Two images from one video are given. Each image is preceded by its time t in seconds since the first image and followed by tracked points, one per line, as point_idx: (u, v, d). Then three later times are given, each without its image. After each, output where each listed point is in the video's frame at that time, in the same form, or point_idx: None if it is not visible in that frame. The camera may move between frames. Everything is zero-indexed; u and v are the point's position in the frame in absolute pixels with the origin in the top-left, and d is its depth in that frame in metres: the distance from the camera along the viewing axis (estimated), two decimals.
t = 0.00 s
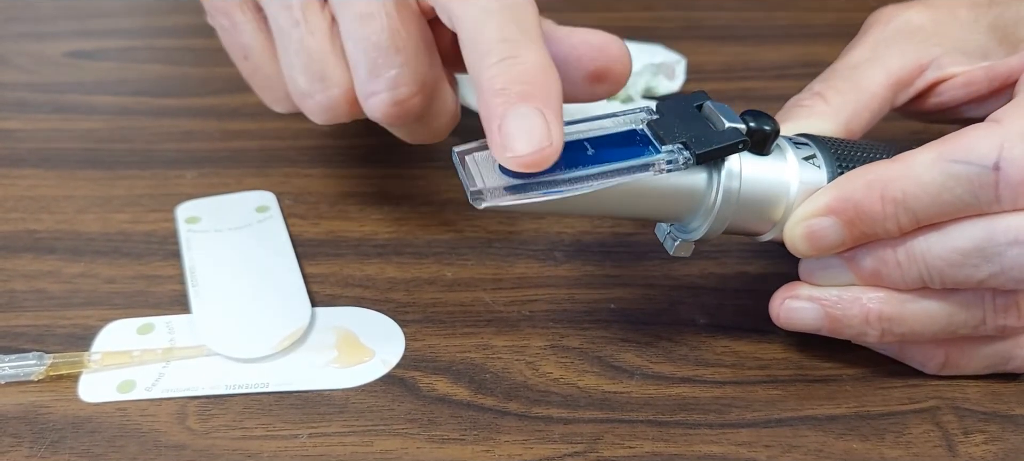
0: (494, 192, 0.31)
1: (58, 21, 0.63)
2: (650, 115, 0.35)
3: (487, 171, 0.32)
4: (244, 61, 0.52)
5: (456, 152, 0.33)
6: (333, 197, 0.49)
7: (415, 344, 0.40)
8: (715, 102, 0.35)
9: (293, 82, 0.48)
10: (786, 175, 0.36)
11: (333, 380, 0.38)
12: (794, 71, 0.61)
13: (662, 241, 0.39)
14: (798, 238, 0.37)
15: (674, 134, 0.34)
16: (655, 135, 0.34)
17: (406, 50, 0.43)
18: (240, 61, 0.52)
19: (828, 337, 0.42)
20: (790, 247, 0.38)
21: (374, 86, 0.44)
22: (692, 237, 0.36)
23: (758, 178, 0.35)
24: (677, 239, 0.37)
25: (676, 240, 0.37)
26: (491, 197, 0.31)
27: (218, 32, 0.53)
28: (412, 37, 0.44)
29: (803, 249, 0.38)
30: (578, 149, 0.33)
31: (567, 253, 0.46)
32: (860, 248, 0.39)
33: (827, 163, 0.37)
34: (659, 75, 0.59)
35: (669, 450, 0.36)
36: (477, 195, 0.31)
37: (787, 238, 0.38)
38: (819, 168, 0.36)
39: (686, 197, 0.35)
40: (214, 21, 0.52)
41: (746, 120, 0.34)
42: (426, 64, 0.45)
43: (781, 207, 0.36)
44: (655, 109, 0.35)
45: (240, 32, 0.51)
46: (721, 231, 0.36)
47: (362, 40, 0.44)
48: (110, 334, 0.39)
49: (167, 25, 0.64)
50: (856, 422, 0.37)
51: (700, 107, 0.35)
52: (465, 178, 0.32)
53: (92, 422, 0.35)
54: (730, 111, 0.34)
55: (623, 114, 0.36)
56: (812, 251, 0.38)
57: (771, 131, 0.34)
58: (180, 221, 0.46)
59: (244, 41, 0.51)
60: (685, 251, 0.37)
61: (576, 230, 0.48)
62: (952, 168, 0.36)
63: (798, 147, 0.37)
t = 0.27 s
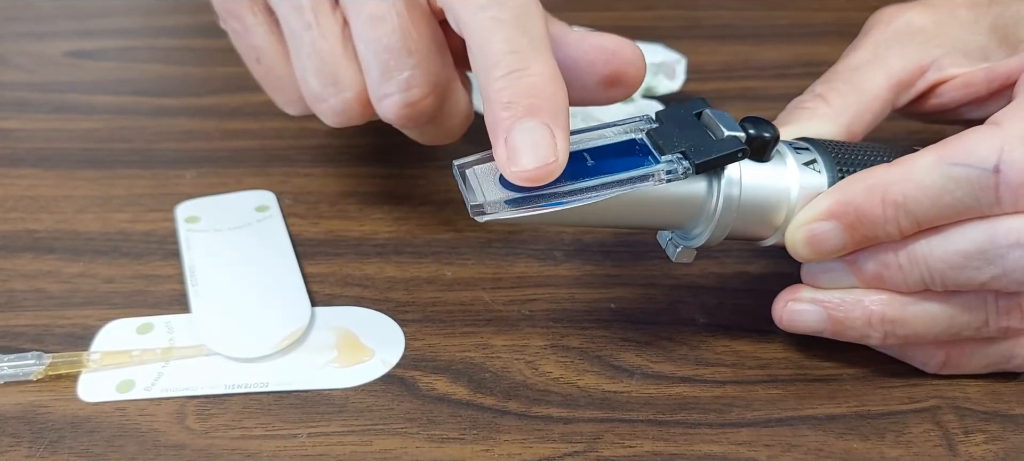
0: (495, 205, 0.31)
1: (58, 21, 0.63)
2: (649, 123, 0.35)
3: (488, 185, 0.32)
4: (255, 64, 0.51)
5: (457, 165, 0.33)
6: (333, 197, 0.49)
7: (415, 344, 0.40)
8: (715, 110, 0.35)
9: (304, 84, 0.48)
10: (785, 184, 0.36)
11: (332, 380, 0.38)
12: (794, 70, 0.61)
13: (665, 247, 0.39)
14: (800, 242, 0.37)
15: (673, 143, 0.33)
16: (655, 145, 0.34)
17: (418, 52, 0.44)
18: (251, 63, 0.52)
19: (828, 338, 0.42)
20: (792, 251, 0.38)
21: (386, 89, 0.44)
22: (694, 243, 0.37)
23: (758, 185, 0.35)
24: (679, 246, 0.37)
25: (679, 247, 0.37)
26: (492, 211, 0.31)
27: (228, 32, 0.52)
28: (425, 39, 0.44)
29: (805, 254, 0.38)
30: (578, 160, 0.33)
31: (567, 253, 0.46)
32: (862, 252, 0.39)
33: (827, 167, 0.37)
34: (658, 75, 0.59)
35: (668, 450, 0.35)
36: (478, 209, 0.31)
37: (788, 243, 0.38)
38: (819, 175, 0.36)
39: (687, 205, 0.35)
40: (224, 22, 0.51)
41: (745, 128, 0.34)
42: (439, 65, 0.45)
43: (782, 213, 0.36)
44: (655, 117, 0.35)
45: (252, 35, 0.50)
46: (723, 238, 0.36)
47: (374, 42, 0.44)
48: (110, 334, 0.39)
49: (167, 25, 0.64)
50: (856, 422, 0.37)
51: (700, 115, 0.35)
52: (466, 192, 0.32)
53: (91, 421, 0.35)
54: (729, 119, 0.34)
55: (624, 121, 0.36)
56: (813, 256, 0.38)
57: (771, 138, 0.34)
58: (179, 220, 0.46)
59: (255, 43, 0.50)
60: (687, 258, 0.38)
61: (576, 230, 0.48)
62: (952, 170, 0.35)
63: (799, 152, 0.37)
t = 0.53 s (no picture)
0: (494, 204, 0.31)
1: (57, 19, 0.63)
2: (649, 121, 0.35)
3: (488, 184, 0.32)
4: (274, 57, 0.50)
5: (456, 165, 0.33)
6: (333, 195, 0.48)
7: (415, 343, 0.40)
8: (715, 109, 0.35)
9: (324, 77, 0.47)
10: (785, 183, 0.35)
11: (332, 380, 0.37)
12: (795, 69, 0.61)
13: (665, 246, 0.39)
14: (800, 242, 0.37)
15: (673, 142, 0.33)
16: (654, 144, 0.34)
17: (439, 45, 0.42)
18: (268, 56, 0.51)
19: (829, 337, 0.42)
20: (792, 251, 0.38)
21: (407, 82, 0.43)
22: (694, 242, 0.36)
23: (758, 184, 0.35)
24: (679, 245, 0.37)
25: (679, 246, 0.37)
26: (492, 210, 0.31)
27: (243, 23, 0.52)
28: (446, 30, 0.43)
29: (805, 253, 0.38)
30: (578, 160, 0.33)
31: (567, 252, 0.46)
32: (863, 250, 0.39)
33: (827, 166, 0.37)
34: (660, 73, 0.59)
35: (669, 449, 0.35)
36: (478, 208, 0.31)
37: (789, 242, 0.37)
38: (819, 174, 0.36)
39: (687, 204, 0.35)
40: (239, 15, 0.51)
41: (745, 127, 0.34)
42: (460, 56, 0.44)
43: (783, 212, 0.36)
44: (654, 117, 0.35)
45: (270, 28, 0.49)
46: (723, 237, 0.36)
47: (394, 36, 0.42)
48: (109, 333, 0.39)
49: (167, 24, 0.64)
50: (857, 421, 0.37)
51: (699, 113, 0.35)
52: (466, 191, 0.32)
53: (90, 420, 0.35)
54: (728, 117, 0.34)
55: (623, 121, 0.36)
56: (814, 255, 0.38)
57: (770, 137, 0.34)
58: (179, 219, 0.46)
59: (272, 36, 0.49)
60: (687, 257, 0.38)
61: (576, 229, 0.47)
62: (953, 169, 0.35)
63: (799, 151, 0.37)
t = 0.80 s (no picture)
0: (491, 197, 0.31)
1: (57, 19, 0.63)
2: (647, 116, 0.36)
3: (485, 176, 0.32)
4: (334, 63, 0.52)
5: (453, 157, 0.34)
6: (333, 195, 0.48)
7: (415, 342, 0.40)
8: (713, 104, 0.35)
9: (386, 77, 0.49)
10: (783, 178, 0.35)
11: (332, 379, 0.37)
12: (795, 69, 0.61)
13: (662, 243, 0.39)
14: (796, 238, 0.37)
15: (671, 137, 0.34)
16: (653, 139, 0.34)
17: (500, 39, 0.44)
18: (325, 61, 0.52)
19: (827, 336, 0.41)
20: (788, 247, 0.38)
21: (473, 77, 0.46)
22: (690, 237, 0.36)
23: (755, 178, 0.35)
24: (675, 240, 0.37)
25: (675, 242, 0.37)
26: (490, 203, 0.31)
27: (297, 32, 0.54)
28: (506, 23, 0.44)
29: (801, 250, 0.37)
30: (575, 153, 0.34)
31: (568, 251, 0.46)
32: (859, 247, 0.39)
33: (825, 163, 0.37)
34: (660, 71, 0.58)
35: (669, 449, 0.35)
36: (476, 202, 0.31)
37: (785, 238, 0.37)
38: (817, 170, 0.36)
39: (683, 198, 0.35)
40: (296, 25, 0.53)
41: (743, 122, 0.34)
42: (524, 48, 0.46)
43: (779, 208, 0.36)
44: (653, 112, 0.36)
45: (329, 35, 0.50)
46: (720, 232, 0.36)
47: (457, 34, 0.44)
48: (108, 333, 0.39)
49: (167, 23, 0.64)
50: (858, 421, 0.37)
51: (697, 109, 0.35)
52: (463, 184, 0.32)
53: (90, 420, 0.35)
54: (726, 113, 0.35)
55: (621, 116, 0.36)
56: (809, 252, 0.38)
57: (768, 132, 0.34)
58: (179, 219, 0.46)
59: (330, 42, 0.51)
60: (683, 252, 0.37)
61: (577, 228, 0.47)
62: (948, 166, 0.35)
63: (797, 147, 0.37)
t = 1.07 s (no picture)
0: (496, 187, 0.30)
1: (57, 19, 0.63)
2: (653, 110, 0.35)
3: (490, 165, 0.31)
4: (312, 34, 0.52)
5: (458, 145, 0.32)
6: (333, 195, 0.48)
7: (415, 342, 0.40)
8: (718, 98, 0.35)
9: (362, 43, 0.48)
10: (788, 174, 0.35)
11: (332, 379, 0.37)
12: (796, 69, 0.61)
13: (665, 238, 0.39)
14: (800, 235, 0.37)
15: (677, 129, 0.33)
16: (659, 131, 0.33)
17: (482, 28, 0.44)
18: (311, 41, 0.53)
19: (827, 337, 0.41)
20: (792, 244, 0.37)
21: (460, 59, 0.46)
22: (696, 233, 0.36)
23: (761, 173, 0.34)
24: (679, 236, 0.37)
25: (679, 237, 0.37)
26: (495, 192, 0.30)
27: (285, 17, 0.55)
28: None
29: (805, 247, 0.37)
30: (582, 142, 0.33)
31: (568, 251, 0.46)
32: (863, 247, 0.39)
33: (830, 160, 0.37)
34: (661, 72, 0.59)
35: (669, 449, 0.35)
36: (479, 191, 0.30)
37: (789, 236, 0.37)
38: (822, 167, 0.36)
39: (690, 193, 0.34)
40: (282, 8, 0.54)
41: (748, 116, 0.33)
42: None
43: (785, 203, 0.36)
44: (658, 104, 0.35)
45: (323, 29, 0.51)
46: (724, 229, 0.36)
47: None
48: (108, 333, 0.39)
49: (167, 23, 0.64)
50: (858, 421, 0.37)
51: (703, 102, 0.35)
52: (468, 173, 0.31)
53: (89, 420, 0.35)
54: (732, 106, 0.34)
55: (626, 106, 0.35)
56: (814, 249, 0.38)
57: (774, 127, 0.33)
58: (179, 219, 0.46)
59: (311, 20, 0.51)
60: (688, 248, 0.37)
61: (578, 228, 0.47)
62: (956, 166, 0.35)
63: (802, 144, 0.37)
